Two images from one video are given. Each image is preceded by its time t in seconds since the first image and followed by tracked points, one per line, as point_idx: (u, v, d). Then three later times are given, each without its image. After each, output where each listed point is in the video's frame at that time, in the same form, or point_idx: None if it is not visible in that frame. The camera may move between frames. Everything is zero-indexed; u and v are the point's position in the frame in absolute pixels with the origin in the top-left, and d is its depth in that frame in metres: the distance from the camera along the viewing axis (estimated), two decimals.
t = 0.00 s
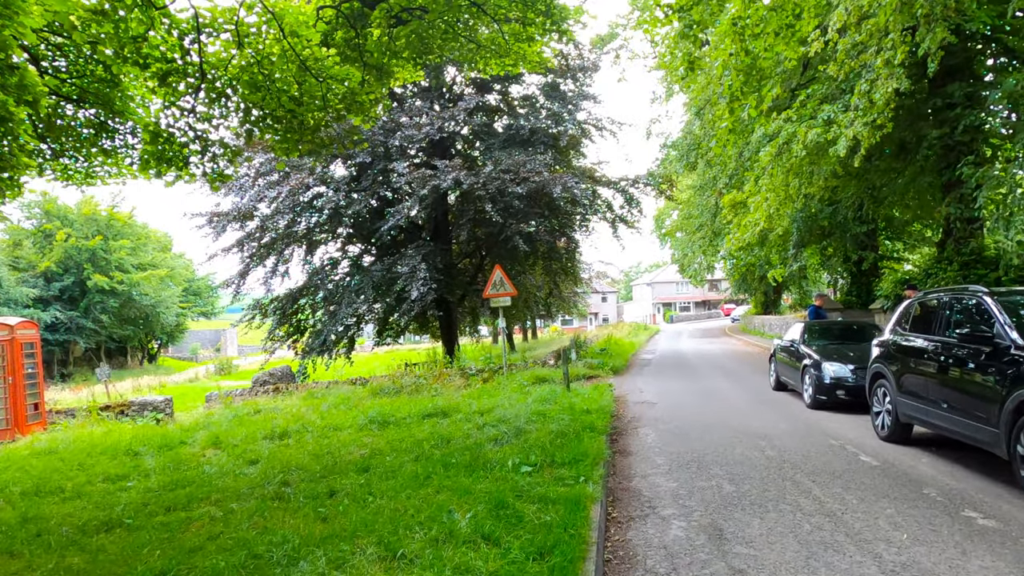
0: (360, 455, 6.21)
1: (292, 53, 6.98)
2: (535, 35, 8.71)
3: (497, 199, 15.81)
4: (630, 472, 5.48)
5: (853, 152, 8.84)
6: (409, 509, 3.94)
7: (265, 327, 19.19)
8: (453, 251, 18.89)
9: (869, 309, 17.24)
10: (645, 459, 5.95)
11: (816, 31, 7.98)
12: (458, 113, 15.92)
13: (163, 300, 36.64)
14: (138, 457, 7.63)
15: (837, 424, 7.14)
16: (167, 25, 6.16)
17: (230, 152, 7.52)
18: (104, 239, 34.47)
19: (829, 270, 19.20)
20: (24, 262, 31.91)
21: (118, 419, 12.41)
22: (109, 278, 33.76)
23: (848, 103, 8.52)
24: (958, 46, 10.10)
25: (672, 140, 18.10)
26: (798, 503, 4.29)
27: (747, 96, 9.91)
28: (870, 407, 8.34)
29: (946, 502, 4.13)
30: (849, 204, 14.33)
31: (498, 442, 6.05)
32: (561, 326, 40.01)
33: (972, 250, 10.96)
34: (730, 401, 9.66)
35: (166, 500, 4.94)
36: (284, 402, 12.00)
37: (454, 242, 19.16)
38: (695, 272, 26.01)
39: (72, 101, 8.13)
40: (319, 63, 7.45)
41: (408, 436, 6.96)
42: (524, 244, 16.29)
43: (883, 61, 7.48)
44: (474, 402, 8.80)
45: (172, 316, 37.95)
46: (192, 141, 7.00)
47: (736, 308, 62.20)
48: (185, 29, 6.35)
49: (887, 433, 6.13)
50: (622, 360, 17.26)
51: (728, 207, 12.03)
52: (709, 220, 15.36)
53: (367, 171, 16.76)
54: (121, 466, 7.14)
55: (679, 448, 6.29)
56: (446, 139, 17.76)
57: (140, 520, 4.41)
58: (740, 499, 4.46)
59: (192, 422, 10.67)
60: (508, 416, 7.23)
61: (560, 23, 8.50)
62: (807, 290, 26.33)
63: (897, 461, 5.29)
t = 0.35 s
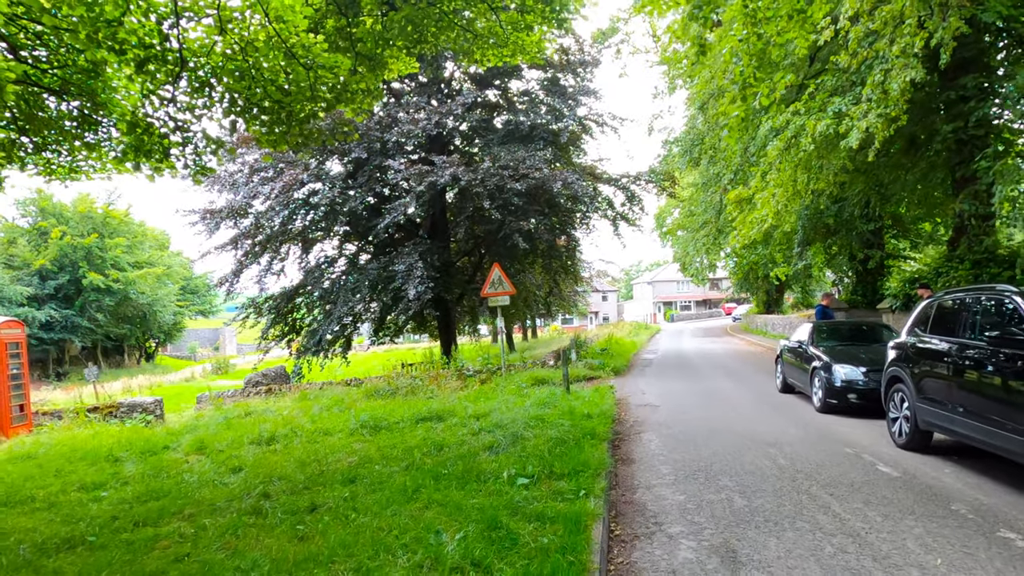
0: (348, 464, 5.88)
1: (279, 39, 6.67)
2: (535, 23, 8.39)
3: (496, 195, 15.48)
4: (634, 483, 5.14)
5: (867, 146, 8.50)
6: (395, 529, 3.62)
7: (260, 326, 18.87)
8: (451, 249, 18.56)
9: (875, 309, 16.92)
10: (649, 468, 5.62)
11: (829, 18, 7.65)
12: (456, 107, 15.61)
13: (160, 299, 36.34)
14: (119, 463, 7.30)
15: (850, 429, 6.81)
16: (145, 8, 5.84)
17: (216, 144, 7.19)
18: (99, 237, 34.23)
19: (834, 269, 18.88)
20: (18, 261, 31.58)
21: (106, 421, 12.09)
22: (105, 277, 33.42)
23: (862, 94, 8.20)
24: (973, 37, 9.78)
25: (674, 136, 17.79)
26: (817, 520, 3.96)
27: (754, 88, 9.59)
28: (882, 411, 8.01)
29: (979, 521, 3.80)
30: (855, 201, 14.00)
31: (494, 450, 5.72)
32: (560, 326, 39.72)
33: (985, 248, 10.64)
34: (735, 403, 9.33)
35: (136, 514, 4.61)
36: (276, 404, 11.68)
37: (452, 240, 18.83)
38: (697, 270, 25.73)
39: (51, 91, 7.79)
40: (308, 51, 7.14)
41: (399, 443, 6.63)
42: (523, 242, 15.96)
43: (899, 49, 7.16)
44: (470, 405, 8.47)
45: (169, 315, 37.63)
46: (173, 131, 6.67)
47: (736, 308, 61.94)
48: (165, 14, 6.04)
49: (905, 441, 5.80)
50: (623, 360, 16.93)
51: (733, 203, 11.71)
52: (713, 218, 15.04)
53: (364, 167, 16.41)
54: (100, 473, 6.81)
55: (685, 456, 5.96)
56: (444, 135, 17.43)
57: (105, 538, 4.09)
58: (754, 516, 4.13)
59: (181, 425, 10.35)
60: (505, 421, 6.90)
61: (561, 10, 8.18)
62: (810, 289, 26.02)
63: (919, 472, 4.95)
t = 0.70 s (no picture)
0: (325, 473, 5.46)
1: (255, 19, 6.29)
2: (527, 8, 8.00)
3: (488, 192, 15.07)
4: (633, 494, 4.76)
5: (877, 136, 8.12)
6: (366, 553, 3.22)
7: (247, 327, 18.40)
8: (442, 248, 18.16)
9: (875, 308, 16.62)
10: (650, 477, 5.23)
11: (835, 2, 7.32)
12: (448, 101, 15.23)
13: (148, 299, 35.80)
14: (85, 471, 6.88)
15: (860, 435, 6.44)
16: None
17: (189, 132, 6.77)
18: (86, 236, 33.69)
19: (833, 268, 18.57)
20: (3, 260, 31.02)
21: (83, 424, 11.63)
22: (92, 277, 32.89)
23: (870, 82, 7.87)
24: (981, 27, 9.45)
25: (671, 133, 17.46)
26: (838, 539, 3.59)
27: (756, 78, 9.25)
28: (891, 414, 7.64)
29: (1017, 540, 3.43)
30: (857, 198, 13.68)
31: (482, 458, 5.33)
32: (555, 327, 39.32)
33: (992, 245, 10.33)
34: (736, 406, 8.95)
35: (87, 531, 4.19)
36: (260, 407, 11.24)
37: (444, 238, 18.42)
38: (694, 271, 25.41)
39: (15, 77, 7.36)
40: (287, 34, 6.76)
41: (383, 449, 6.22)
42: (516, 241, 15.56)
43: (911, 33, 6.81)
44: (459, 409, 8.07)
45: (158, 316, 37.09)
46: (142, 117, 6.24)
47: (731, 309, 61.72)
48: None
49: (922, 447, 5.44)
50: (619, 361, 16.55)
51: (732, 199, 11.35)
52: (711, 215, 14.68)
53: (353, 163, 15.93)
54: (63, 482, 6.37)
55: (687, 464, 5.58)
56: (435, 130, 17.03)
57: (45, 561, 3.67)
58: (767, 534, 3.74)
59: (158, 430, 9.91)
60: (496, 426, 6.50)
61: None
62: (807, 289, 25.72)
63: (942, 482, 4.59)
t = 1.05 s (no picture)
0: (306, 488, 5.10)
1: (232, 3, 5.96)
2: None
3: (485, 189, 14.71)
4: (635, 511, 4.42)
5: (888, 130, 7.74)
6: None
7: (239, 328, 18.04)
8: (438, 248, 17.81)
9: (880, 309, 16.28)
10: (653, 491, 4.89)
11: None
12: (443, 97, 14.88)
13: (143, 300, 35.44)
14: (57, 482, 6.51)
15: (875, 444, 6.09)
16: None
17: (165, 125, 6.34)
18: (80, 236, 33.30)
19: (836, 268, 18.24)
20: None
21: (66, 430, 11.25)
22: (86, 277, 32.53)
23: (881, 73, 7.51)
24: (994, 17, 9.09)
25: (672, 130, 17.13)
26: (863, 569, 3.24)
27: (763, 69, 8.89)
28: (904, 420, 7.29)
29: None
30: (863, 196, 13.33)
31: (473, 471, 4.98)
32: (554, 327, 38.98)
33: (1003, 244, 9.98)
34: (740, 410, 8.62)
35: (39, 555, 3.83)
36: (248, 412, 10.88)
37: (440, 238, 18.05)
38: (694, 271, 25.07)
39: None
40: (269, 20, 6.42)
41: (369, 460, 5.86)
42: (513, 240, 15.19)
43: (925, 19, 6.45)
44: (452, 416, 7.72)
45: (153, 317, 36.70)
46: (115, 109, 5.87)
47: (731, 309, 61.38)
48: None
49: (943, 458, 5.10)
50: (619, 363, 16.19)
51: (736, 196, 11.01)
52: (713, 214, 14.35)
53: (347, 161, 15.56)
54: (31, 494, 6.02)
55: (692, 477, 5.24)
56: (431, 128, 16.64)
57: None
58: (783, 561, 3.40)
59: (142, 436, 9.56)
60: (489, 435, 6.17)
61: None
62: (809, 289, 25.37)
63: (968, 499, 4.24)
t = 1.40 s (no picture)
0: (278, 501, 4.73)
1: None
2: None
3: (480, 185, 14.33)
4: (634, 528, 4.05)
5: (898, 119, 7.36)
6: None
7: (229, 329, 17.66)
8: (433, 246, 17.45)
9: (884, 308, 15.93)
10: (654, 505, 4.51)
11: None
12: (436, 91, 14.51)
13: (136, 300, 35.03)
14: (20, 493, 6.12)
15: (890, 451, 5.73)
16: None
17: (132, 111, 5.96)
18: (72, 235, 32.91)
19: (839, 266, 17.89)
20: None
21: (45, 434, 10.86)
22: (78, 277, 32.14)
23: (891, 58, 7.13)
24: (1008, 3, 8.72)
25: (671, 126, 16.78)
26: None
27: (768, 58, 8.53)
28: (917, 425, 6.92)
29: None
30: (868, 192, 12.98)
31: (459, 483, 4.61)
32: (552, 328, 38.66)
33: (1015, 241, 9.62)
34: (743, 414, 8.24)
35: None
36: (233, 416, 10.51)
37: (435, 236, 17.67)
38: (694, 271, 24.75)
39: None
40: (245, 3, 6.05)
41: (350, 470, 5.48)
42: (509, 238, 14.82)
43: None
44: (441, 421, 7.35)
45: (146, 318, 36.29)
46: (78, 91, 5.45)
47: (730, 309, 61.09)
48: None
49: (966, 468, 4.73)
50: (617, 364, 15.81)
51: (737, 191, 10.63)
52: (714, 211, 13.98)
53: (338, 157, 15.20)
54: None
55: (695, 488, 4.87)
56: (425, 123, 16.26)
57: None
58: None
59: (120, 442, 9.17)
60: (479, 442, 5.79)
61: None
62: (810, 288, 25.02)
63: (999, 516, 3.87)
